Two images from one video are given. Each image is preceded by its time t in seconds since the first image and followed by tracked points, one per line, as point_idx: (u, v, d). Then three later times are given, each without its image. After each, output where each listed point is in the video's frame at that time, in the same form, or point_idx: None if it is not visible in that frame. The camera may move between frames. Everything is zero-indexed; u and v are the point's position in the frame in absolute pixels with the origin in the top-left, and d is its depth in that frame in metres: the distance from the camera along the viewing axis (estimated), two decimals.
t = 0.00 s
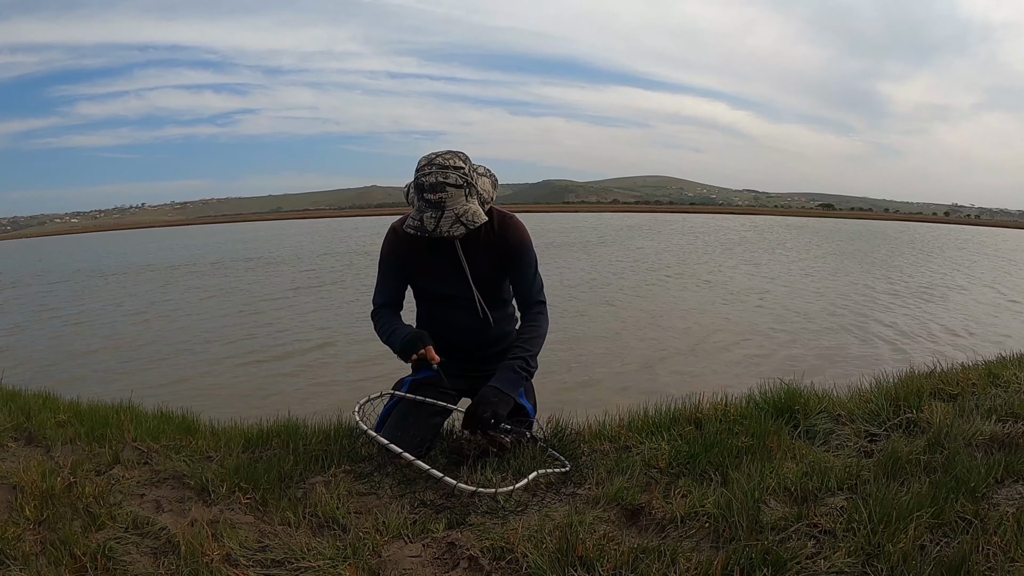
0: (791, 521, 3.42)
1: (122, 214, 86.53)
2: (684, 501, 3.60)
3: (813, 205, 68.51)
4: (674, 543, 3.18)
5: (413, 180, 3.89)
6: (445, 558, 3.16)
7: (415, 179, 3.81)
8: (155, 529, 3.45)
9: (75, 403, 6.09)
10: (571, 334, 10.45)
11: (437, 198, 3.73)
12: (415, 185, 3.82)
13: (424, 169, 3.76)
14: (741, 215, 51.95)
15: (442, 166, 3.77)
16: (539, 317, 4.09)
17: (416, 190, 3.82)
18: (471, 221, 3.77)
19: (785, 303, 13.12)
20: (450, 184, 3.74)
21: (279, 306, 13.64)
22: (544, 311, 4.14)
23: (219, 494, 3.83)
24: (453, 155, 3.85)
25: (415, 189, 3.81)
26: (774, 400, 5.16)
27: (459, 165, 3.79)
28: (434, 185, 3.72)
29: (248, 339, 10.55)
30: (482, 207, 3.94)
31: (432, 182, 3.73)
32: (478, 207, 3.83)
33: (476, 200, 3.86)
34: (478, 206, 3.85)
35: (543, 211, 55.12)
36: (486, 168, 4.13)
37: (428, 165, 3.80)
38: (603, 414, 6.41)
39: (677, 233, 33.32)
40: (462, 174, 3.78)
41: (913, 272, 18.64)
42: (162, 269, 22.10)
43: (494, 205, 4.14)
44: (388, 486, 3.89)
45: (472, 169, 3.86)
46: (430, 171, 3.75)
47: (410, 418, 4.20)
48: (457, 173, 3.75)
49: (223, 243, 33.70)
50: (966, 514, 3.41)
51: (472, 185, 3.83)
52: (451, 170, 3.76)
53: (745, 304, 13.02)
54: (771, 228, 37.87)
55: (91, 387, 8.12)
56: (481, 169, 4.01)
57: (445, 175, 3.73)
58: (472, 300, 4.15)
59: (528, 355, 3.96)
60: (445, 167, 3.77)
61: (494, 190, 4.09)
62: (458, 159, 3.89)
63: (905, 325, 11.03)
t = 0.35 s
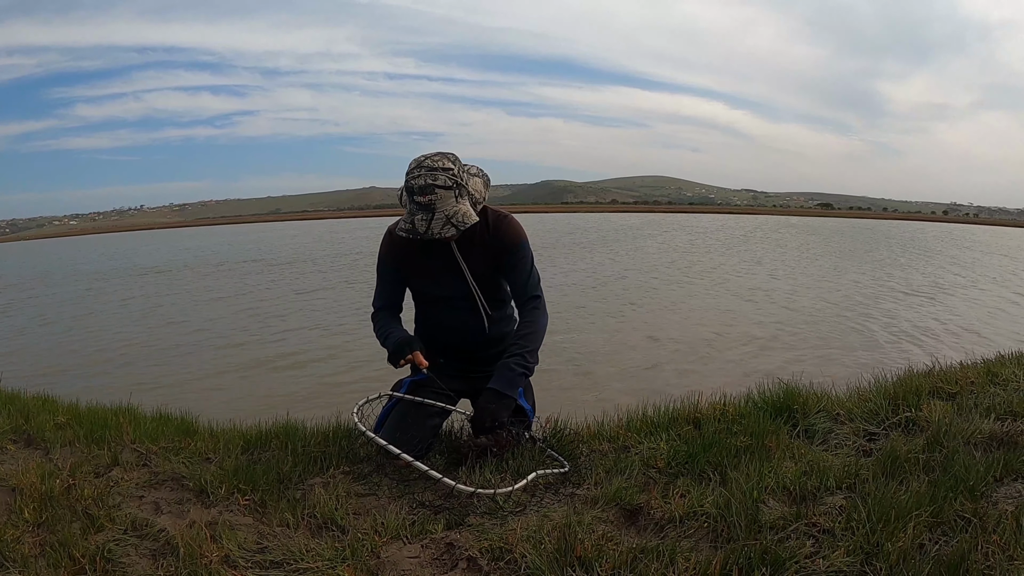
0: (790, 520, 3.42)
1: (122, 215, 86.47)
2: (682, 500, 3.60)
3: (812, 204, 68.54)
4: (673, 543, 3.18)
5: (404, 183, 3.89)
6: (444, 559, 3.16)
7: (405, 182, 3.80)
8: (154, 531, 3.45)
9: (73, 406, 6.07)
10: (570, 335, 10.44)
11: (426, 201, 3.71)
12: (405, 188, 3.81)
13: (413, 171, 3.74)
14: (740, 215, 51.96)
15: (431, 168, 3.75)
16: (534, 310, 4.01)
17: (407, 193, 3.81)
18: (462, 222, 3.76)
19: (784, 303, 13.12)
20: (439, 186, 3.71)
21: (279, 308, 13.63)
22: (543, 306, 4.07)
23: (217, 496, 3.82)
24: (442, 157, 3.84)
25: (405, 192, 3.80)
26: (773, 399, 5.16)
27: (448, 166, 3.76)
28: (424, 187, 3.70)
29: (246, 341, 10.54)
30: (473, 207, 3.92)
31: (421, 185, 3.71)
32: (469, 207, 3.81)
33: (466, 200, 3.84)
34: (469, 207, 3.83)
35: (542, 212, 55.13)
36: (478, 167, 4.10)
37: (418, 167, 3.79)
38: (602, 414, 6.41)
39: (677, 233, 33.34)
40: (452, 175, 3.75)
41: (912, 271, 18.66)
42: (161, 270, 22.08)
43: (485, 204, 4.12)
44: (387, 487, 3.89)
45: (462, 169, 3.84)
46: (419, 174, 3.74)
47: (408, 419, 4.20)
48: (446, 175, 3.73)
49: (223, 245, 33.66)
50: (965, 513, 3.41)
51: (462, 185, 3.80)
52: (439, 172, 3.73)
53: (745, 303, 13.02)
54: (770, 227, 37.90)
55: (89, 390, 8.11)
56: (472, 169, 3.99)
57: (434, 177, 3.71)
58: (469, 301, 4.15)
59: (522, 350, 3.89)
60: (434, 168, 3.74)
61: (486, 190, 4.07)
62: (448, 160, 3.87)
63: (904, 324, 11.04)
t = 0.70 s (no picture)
0: (790, 518, 3.42)
1: (121, 215, 86.46)
2: (683, 498, 3.60)
3: (812, 201, 68.51)
4: (673, 541, 3.18)
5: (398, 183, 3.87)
6: (444, 558, 3.16)
7: (398, 182, 3.79)
8: (155, 531, 3.45)
9: (74, 407, 6.07)
10: (570, 334, 10.44)
11: (420, 200, 3.69)
12: (399, 189, 3.80)
13: (405, 171, 3.72)
14: (740, 213, 51.92)
15: (423, 167, 3.73)
16: (542, 301, 4.02)
17: (401, 193, 3.80)
18: (456, 219, 3.74)
19: (784, 300, 13.11)
20: (431, 185, 3.69)
21: (279, 308, 13.63)
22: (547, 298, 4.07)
23: (218, 496, 3.83)
24: (434, 155, 3.81)
25: (399, 192, 3.78)
26: (773, 397, 5.16)
27: (440, 164, 3.74)
28: (416, 186, 3.68)
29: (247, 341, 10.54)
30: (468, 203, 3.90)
31: (413, 184, 3.69)
32: (463, 204, 3.79)
33: (460, 198, 3.81)
34: (463, 204, 3.80)
35: (542, 211, 55.13)
36: (472, 164, 4.07)
37: (410, 167, 3.77)
38: (602, 413, 6.41)
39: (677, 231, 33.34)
40: (444, 173, 3.72)
41: (912, 268, 18.65)
42: (161, 271, 22.08)
43: (480, 200, 4.10)
44: (387, 487, 3.89)
45: (454, 166, 3.81)
46: (411, 173, 3.71)
47: (409, 418, 4.20)
48: (438, 173, 3.70)
49: (222, 245, 33.65)
50: (966, 509, 3.41)
51: (455, 183, 3.77)
52: (432, 170, 3.71)
53: (745, 301, 13.02)
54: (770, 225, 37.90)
55: (89, 391, 8.11)
56: (465, 166, 3.97)
57: (426, 175, 3.68)
58: (468, 300, 4.15)
59: (529, 341, 3.88)
60: (427, 167, 3.72)
61: (480, 185, 4.04)
62: (440, 158, 3.85)
63: (905, 321, 11.03)
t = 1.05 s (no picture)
0: (790, 519, 3.42)
1: (121, 214, 86.48)
2: (683, 498, 3.60)
3: (813, 202, 68.46)
4: (673, 541, 3.19)
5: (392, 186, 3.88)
6: (444, 557, 3.16)
7: (393, 184, 3.80)
8: (154, 530, 3.45)
9: (74, 405, 6.07)
10: (570, 333, 10.45)
11: (414, 199, 3.69)
12: (393, 191, 3.80)
13: (399, 173, 3.74)
14: (740, 214, 51.94)
15: (416, 167, 3.74)
16: (536, 305, 4.00)
17: (395, 195, 3.80)
18: (451, 217, 3.72)
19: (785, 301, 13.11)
20: (425, 183, 3.69)
21: (278, 307, 13.63)
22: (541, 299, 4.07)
23: (218, 495, 3.83)
24: (426, 155, 3.82)
25: (394, 194, 3.79)
26: (773, 397, 5.16)
27: (433, 163, 3.74)
28: (409, 186, 3.68)
29: (246, 341, 10.54)
30: (463, 203, 3.88)
31: (407, 184, 3.69)
32: (458, 202, 3.77)
33: (455, 196, 3.80)
34: (458, 202, 3.79)
35: (542, 211, 55.11)
36: (468, 164, 4.07)
37: (404, 168, 3.79)
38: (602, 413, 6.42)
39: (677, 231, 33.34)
40: (437, 172, 3.73)
41: (913, 269, 18.66)
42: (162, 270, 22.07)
43: (476, 199, 4.10)
44: (387, 487, 3.90)
45: (447, 165, 3.81)
46: (405, 174, 3.72)
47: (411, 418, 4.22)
48: (431, 172, 3.70)
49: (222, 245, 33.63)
50: (965, 510, 3.42)
51: (448, 181, 3.77)
52: (425, 170, 3.72)
53: (745, 301, 13.03)
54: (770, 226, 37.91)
55: (89, 389, 8.11)
56: (460, 166, 3.98)
57: (419, 175, 3.69)
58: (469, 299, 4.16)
59: (530, 350, 3.88)
60: (419, 167, 3.73)
61: (476, 184, 4.03)
62: (433, 159, 3.85)
63: (905, 322, 11.04)
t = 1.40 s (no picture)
0: (784, 516, 3.43)
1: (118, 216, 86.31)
2: (677, 497, 3.60)
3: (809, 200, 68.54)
4: (668, 540, 3.19)
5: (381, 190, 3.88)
6: (439, 558, 3.16)
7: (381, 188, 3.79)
8: (150, 532, 3.44)
9: (70, 409, 6.06)
10: (567, 333, 10.47)
11: (402, 203, 3.68)
12: (381, 195, 3.80)
13: (386, 177, 3.73)
14: (737, 212, 51.98)
15: (403, 170, 3.73)
16: (527, 307, 4.01)
17: (384, 199, 3.80)
18: (440, 219, 3.70)
19: (781, 299, 13.13)
20: (412, 187, 3.68)
21: (275, 309, 13.62)
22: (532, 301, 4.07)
23: (213, 497, 3.82)
24: (413, 158, 3.81)
25: (382, 198, 3.78)
26: (768, 395, 5.17)
27: (419, 166, 3.73)
28: (397, 190, 3.67)
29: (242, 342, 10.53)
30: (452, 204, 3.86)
31: (394, 187, 3.69)
32: (446, 204, 3.76)
33: (443, 197, 3.78)
34: (446, 204, 3.77)
35: (539, 211, 55.11)
36: (457, 165, 4.05)
37: (391, 172, 3.78)
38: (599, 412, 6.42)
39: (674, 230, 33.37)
40: (424, 174, 3.72)
41: (908, 266, 18.71)
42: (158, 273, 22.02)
43: (466, 199, 4.08)
44: (382, 488, 3.90)
45: (435, 167, 3.79)
46: (392, 178, 3.72)
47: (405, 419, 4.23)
48: (418, 174, 3.70)
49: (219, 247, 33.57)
50: (960, 506, 3.43)
51: (436, 183, 3.75)
52: (411, 173, 3.71)
53: (741, 300, 13.05)
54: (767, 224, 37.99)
55: (85, 392, 8.09)
56: (449, 168, 3.96)
57: (406, 178, 3.68)
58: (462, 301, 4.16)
59: (524, 356, 3.85)
60: (406, 170, 3.72)
61: (465, 185, 4.01)
62: (420, 161, 3.84)
63: (901, 319, 11.06)
